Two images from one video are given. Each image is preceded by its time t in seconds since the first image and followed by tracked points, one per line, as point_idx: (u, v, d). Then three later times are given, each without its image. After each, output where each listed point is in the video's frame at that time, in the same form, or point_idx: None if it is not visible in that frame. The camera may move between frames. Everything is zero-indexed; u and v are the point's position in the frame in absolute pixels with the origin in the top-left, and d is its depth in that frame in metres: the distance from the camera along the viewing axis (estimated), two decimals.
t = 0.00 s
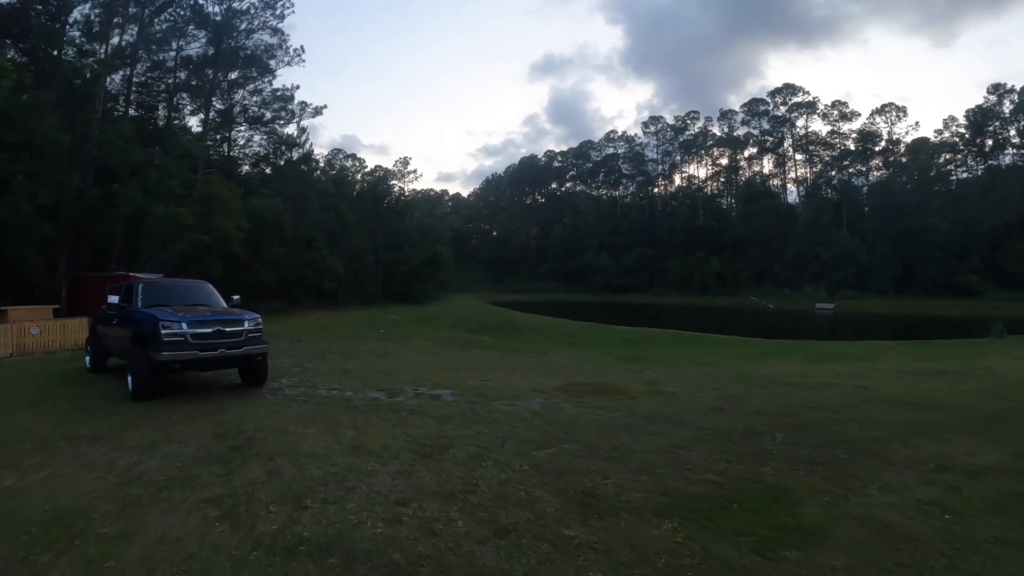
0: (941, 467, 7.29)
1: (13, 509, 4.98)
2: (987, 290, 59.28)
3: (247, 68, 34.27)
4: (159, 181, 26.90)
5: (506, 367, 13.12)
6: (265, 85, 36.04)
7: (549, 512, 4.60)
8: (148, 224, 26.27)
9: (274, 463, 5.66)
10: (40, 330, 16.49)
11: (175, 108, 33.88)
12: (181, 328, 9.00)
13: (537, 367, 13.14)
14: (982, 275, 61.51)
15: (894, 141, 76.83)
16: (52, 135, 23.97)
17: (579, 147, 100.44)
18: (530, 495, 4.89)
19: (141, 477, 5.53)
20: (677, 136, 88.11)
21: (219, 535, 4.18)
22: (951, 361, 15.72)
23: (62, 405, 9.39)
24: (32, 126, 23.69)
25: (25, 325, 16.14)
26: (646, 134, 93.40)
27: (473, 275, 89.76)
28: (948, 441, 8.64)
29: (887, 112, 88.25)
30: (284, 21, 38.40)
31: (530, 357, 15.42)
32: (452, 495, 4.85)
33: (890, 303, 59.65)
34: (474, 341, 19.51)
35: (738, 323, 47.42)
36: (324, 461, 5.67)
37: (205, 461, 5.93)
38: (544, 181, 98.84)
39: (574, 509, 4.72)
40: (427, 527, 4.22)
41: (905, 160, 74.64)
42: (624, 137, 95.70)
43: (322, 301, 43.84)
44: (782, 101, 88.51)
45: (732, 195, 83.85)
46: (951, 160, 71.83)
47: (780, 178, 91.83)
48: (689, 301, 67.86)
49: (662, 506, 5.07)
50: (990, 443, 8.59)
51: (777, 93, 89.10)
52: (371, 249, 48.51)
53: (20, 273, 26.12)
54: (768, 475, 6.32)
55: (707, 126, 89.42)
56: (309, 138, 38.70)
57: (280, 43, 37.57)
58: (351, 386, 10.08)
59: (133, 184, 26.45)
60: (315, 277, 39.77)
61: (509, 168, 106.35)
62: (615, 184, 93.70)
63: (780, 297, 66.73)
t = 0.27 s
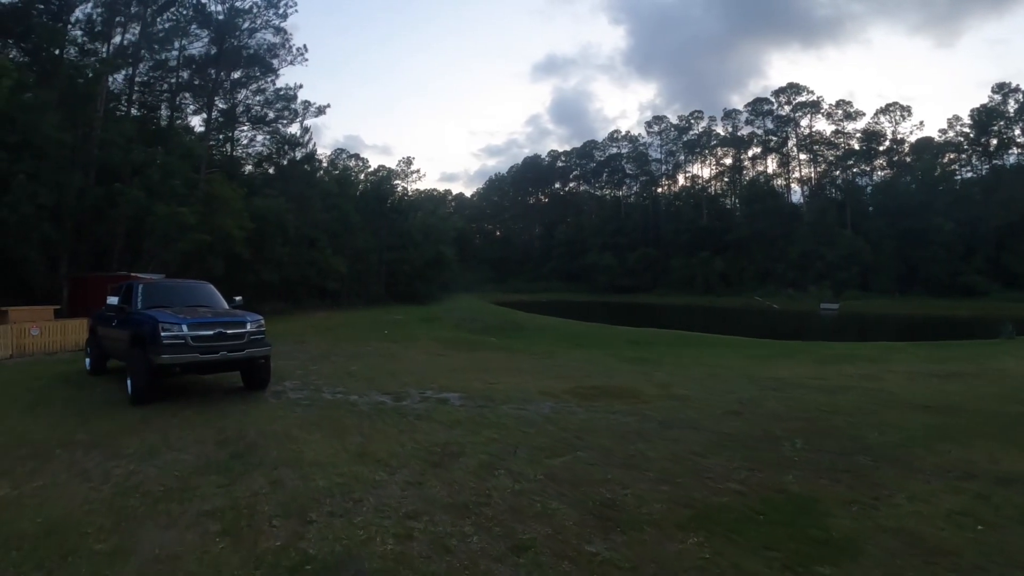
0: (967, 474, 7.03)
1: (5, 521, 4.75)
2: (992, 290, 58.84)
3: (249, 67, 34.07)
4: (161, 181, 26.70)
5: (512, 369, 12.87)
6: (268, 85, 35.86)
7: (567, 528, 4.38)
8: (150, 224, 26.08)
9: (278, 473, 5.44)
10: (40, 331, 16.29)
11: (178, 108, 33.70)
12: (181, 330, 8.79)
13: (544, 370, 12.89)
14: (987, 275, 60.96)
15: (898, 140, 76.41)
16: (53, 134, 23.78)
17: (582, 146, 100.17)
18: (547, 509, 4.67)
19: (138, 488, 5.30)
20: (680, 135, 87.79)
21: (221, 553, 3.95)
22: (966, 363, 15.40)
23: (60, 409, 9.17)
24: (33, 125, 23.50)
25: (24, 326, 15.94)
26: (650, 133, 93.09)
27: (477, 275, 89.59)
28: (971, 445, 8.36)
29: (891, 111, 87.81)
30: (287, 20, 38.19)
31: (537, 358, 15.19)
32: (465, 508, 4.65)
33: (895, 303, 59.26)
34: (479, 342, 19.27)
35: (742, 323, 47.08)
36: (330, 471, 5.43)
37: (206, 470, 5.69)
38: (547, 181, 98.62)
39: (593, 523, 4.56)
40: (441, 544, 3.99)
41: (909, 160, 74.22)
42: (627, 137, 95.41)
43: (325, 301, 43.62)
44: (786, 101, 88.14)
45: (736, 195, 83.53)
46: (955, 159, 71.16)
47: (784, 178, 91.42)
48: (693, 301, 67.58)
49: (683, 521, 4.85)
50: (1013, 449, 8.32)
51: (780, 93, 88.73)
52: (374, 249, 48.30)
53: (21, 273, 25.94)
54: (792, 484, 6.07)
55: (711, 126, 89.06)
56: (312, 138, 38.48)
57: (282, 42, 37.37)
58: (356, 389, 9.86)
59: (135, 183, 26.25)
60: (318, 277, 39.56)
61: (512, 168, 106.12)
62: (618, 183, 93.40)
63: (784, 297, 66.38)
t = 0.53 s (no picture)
0: (998, 475, 6.76)
1: None
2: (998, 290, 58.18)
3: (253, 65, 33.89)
4: (164, 179, 26.51)
5: (520, 369, 12.64)
6: (272, 83, 35.67)
7: (590, 538, 4.14)
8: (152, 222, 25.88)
9: (284, 477, 5.21)
10: (42, 330, 16.11)
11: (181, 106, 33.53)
12: (184, 329, 8.58)
13: (553, 370, 12.64)
14: (993, 274, 60.27)
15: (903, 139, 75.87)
16: (54, 132, 23.59)
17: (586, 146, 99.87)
18: (567, 515, 4.44)
19: (137, 494, 5.07)
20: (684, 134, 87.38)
21: (226, 564, 3.73)
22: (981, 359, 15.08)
23: (60, 410, 8.96)
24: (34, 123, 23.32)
25: (26, 325, 15.77)
26: (654, 132, 92.71)
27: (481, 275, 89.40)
28: (998, 446, 8.08)
29: (896, 109, 87.24)
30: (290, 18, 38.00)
31: (545, 358, 14.93)
32: (482, 516, 4.41)
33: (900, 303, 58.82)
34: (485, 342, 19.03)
35: (747, 323, 46.66)
36: (338, 475, 5.20)
37: (208, 474, 5.46)
38: (551, 180, 98.37)
39: (617, 530, 4.34)
40: (459, 555, 3.77)
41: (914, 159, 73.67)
42: (631, 136, 95.03)
43: (329, 301, 43.41)
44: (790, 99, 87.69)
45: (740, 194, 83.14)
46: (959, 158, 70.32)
47: (789, 177, 90.86)
48: (698, 301, 67.27)
49: (710, 527, 4.62)
50: None
51: (785, 92, 88.28)
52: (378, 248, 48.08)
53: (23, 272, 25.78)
54: (819, 487, 5.82)
55: (715, 125, 88.63)
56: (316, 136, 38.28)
57: (286, 41, 37.19)
58: (362, 389, 9.64)
59: (138, 181, 26.07)
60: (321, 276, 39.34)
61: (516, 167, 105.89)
62: (622, 183, 93.07)
63: (789, 297, 66.00)
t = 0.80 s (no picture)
0: None
1: None
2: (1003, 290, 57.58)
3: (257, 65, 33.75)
4: (167, 178, 26.37)
5: (528, 369, 12.44)
6: (276, 82, 35.54)
7: (610, 548, 3.97)
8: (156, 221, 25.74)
9: (290, 482, 5.03)
10: (44, 330, 15.95)
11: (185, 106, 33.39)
12: (188, 328, 8.42)
13: (563, 370, 12.44)
14: (998, 274, 59.72)
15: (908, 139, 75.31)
16: (58, 131, 23.46)
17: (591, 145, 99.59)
18: (586, 521, 4.30)
19: (137, 501, 4.89)
20: (689, 134, 87.08)
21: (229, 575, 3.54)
22: (995, 357, 14.80)
23: (61, 411, 8.79)
24: (38, 122, 23.17)
25: (28, 324, 15.63)
26: (658, 132, 92.37)
27: (485, 274, 89.28)
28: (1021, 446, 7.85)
29: (901, 108, 86.67)
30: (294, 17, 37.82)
31: (553, 358, 14.75)
32: (497, 523, 4.23)
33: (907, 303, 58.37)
34: (491, 342, 18.82)
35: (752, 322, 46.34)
36: (346, 479, 5.02)
37: (211, 479, 5.28)
38: (555, 180, 98.18)
39: (638, 538, 4.16)
40: (474, 568, 3.58)
41: (919, 159, 73.09)
42: (636, 136, 94.71)
43: (333, 300, 43.28)
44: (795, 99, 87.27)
45: (745, 194, 82.83)
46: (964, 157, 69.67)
47: (794, 177, 90.44)
48: (702, 301, 67.03)
49: (735, 534, 4.42)
50: None
51: (790, 91, 87.88)
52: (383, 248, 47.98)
53: (27, 272, 25.69)
54: (844, 490, 5.61)
55: (720, 124, 88.26)
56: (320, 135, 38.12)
57: (290, 39, 37.04)
58: (368, 390, 9.45)
59: (141, 180, 25.94)
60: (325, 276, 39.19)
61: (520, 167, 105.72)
62: (627, 182, 92.81)
63: (794, 297, 65.62)
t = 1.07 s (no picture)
0: None
1: None
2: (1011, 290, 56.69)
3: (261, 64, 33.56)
4: (171, 178, 26.19)
5: (536, 369, 12.17)
6: (280, 82, 35.34)
7: (634, 560, 3.71)
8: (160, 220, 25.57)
9: (294, 488, 4.78)
10: (46, 330, 15.76)
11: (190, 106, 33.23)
12: (188, 327, 8.19)
13: (571, 370, 12.19)
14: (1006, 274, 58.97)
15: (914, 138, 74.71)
16: (61, 129, 23.29)
17: (596, 145, 99.24)
18: (608, 532, 4.04)
19: (134, 508, 4.66)
20: (694, 134, 86.70)
21: None
22: (1012, 355, 14.49)
23: (60, 412, 8.57)
24: (41, 120, 23.00)
25: (29, 324, 15.43)
26: (663, 132, 91.95)
27: (490, 275, 89.03)
28: None
29: (907, 108, 86.03)
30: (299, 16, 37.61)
31: (562, 358, 14.46)
32: (514, 533, 3.98)
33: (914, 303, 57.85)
34: (497, 342, 18.57)
35: (759, 323, 45.88)
36: (352, 485, 4.77)
37: (212, 485, 5.04)
38: (560, 180, 97.91)
39: (666, 550, 3.90)
40: None
41: (926, 159, 72.52)
42: (641, 135, 94.30)
43: (338, 300, 43.05)
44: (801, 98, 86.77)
45: (751, 194, 82.41)
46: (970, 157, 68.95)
47: (800, 176, 89.87)
48: (708, 301, 66.63)
49: (768, 545, 4.16)
50: None
51: (796, 90, 87.38)
52: (388, 248, 47.82)
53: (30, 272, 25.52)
54: (875, 495, 5.33)
55: (725, 124, 87.79)
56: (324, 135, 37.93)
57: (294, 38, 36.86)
58: (373, 390, 9.20)
59: (145, 180, 25.77)
60: (329, 276, 38.99)
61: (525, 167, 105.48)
62: (632, 182, 92.46)
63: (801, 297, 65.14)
